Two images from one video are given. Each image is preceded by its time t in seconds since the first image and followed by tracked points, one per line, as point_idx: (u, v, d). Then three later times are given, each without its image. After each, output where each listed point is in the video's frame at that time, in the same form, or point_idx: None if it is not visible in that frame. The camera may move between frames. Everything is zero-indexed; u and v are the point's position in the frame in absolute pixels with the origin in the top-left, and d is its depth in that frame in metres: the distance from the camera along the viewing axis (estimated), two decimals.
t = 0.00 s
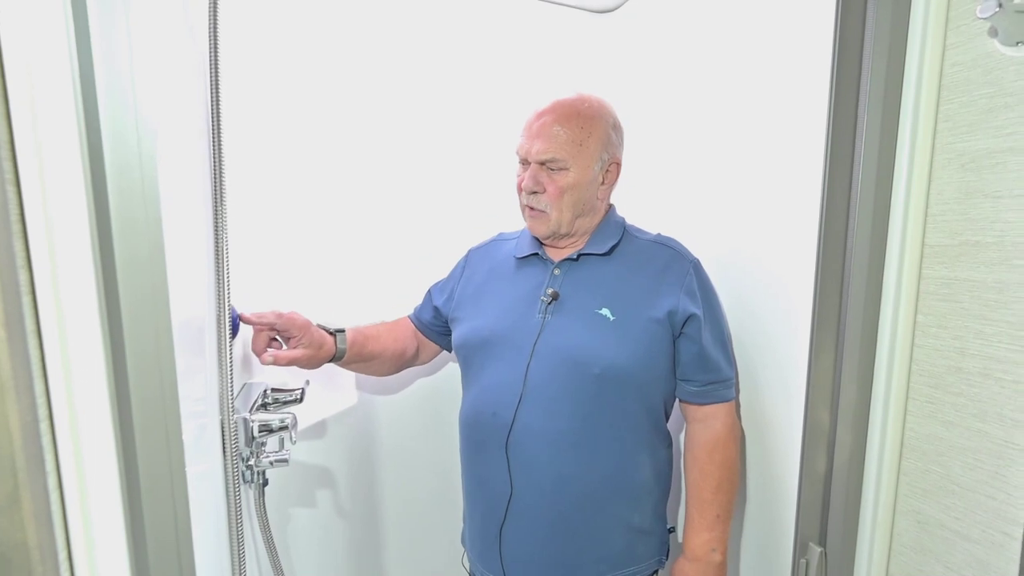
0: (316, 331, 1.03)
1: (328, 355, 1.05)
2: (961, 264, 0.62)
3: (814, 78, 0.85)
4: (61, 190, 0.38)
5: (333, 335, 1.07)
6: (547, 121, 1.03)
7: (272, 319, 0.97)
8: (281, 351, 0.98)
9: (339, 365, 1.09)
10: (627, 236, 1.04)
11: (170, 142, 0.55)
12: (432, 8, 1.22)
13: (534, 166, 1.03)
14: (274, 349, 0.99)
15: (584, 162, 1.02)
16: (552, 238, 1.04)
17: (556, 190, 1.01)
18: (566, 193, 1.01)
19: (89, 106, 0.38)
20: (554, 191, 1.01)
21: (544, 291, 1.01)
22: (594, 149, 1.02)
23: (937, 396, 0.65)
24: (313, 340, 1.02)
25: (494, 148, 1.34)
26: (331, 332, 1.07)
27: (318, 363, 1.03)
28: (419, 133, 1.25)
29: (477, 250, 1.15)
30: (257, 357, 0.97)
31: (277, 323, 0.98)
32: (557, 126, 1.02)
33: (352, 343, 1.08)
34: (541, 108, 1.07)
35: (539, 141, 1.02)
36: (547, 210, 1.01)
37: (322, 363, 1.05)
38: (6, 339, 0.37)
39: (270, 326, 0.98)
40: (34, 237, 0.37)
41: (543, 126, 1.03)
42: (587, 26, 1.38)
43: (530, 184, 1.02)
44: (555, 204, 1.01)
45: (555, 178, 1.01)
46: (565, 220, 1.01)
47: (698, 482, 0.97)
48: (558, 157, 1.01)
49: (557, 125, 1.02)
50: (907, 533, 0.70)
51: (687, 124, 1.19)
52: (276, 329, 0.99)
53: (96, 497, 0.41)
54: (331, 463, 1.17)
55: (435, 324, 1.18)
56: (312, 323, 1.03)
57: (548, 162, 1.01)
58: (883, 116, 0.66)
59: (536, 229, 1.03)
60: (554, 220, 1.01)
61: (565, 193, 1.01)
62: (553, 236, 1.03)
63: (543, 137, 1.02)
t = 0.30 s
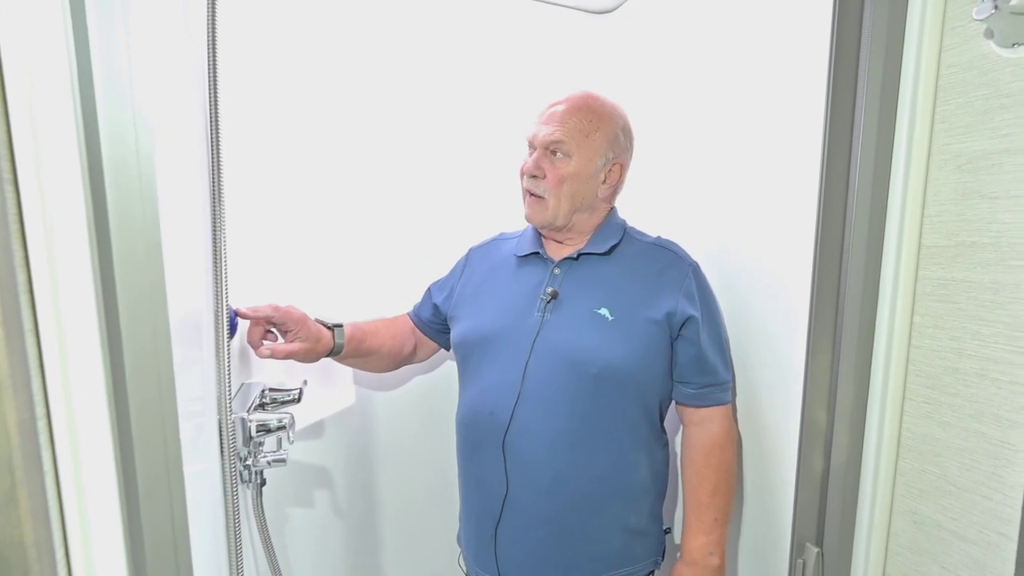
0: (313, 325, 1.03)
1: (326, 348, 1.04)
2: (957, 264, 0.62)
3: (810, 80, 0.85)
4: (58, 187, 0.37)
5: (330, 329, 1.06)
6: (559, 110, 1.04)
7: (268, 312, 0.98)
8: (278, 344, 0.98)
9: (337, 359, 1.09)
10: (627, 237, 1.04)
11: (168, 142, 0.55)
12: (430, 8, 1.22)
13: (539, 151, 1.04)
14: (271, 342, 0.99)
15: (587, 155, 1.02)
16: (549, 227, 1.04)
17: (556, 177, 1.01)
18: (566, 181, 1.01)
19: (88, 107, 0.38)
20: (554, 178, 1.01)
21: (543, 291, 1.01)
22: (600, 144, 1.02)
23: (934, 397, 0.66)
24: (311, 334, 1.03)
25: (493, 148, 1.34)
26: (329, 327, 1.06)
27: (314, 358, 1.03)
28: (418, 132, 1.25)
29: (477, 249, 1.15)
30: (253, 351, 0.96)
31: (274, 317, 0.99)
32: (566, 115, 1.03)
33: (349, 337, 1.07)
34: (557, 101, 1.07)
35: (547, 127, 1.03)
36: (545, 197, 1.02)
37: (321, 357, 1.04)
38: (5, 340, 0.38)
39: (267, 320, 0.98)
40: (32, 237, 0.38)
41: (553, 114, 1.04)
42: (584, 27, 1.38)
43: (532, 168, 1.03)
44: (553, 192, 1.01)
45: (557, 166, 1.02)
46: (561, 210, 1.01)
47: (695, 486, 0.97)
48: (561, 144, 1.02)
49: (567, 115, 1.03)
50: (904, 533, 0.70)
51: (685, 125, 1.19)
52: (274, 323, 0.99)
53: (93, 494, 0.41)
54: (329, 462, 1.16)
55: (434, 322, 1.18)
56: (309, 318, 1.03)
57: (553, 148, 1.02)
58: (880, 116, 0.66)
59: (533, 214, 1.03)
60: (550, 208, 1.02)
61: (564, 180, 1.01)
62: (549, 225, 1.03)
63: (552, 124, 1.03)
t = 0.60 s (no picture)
0: (314, 321, 1.04)
1: (327, 345, 1.06)
2: (955, 265, 0.62)
3: (809, 81, 0.85)
4: (56, 187, 0.37)
5: (331, 326, 1.07)
6: (563, 118, 1.04)
7: (269, 308, 0.98)
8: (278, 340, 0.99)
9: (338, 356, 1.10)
10: (631, 241, 1.04)
11: (167, 143, 0.55)
12: (429, 9, 1.22)
13: (546, 161, 1.04)
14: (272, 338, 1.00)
15: (594, 162, 1.02)
16: (556, 234, 1.04)
17: (565, 186, 1.01)
18: (574, 190, 1.01)
19: (86, 108, 0.38)
20: (562, 186, 1.01)
21: (546, 291, 1.01)
22: (606, 151, 1.03)
23: (932, 398, 0.66)
24: (311, 331, 1.03)
25: (492, 149, 1.34)
26: (330, 323, 1.07)
27: (315, 355, 1.04)
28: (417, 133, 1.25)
29: (481, 249, 1.15)
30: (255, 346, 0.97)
31: (274, 314, 0.99)
32: (572, 124, 1.03)
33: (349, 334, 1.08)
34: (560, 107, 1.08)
35: (553, 137, 1.03)
36: (553, 206, 1.01)
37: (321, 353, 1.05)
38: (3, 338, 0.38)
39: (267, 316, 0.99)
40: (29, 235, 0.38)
41: (558, 123, 1.04)
42: (583, 28, 1.38)
43: (540, 178, 1.03)
44: (562, 201, 1.01)
45: (565, 174, 1.02)
46: (570, 218, 1.01)
47: (692, 487, 0.97)
48: (569, 153, 1.01)
49: (572, 123, 1.03)
50: (901, 534, 0.70)
51: (683, 126, 1.20)
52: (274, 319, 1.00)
53: (90, 494, 0.41)
54: (327, 463, 1.16)
55: (437, 321, 1.18)
56: (310, 314, 1.04)
57: (560, 157, 1.02)
58: (879, 117, 0.66)
59: (541, 223, 1.03)
60: (559, 216, 1.01)
61: (572, 189, 1.01)
62: (558, 233, 1.03)
63: (558, 133, 1.03)
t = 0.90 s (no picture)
0: (327, 313, 1.04)
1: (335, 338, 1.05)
2: (954, 265, 0.62)
3: (806, 80, 0.85)
4: (54, 185, 0.37)
5: (340, 320, 1.06)
6: (562, 122, 1.02)
7: (294, 292, 0.97)
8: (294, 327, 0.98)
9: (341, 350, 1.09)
10: (626, 240, 1.04)
11: (165, 141, 0.55)
12: (427, 9, 1.22)
13: (551, 168, 1.02)
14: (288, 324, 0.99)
15: (599, 163, 1.02)
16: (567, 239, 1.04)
17: (575, 191, 1.01)
18: (584, 194, 1.01)
19: (83, 106, 0.38)
20: (573, 192, 1.01)
21: (544, 292, 1.01)
22: (607, 150, 1.03)
23: (931, 398, 0.66)
24: (324, 321, 1.03)
25: (490, 148, 1.34)
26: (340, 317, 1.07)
27: (322, 347, 1.03)
28: (416, 132, 1.25)
29: (477, 249, 1.15)
30: (268, 329, 0.96)
31: (296, 298, 0.98)
32: (572, 127, 1.02)
33: (358, 331, 1.08)
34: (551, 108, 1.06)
35: (557, 142, 1.01)
36: (566, 212, 1.01)
37: (328, 345, 1.04)
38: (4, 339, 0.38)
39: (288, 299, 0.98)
40: (28, 232, 0.37)
41: (558, 127, 1.02)
42: (581, 28, 1.39)
43: (549, 186, 1.01)
44: (574, 207, 1.00)
45: (573, 180, 1.01)
46: (583, 222, 1.02)
47: (693, 486, 0.97)
48: (576, 157, 1.01)
49: (572, 126, 1.02)
50: (900, 534, 0.71)
51: (680, 125, 1.20)
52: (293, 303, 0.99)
53: (89, 494, 0.41)
54: (325, 463, 1.16)
55: (434, 322, 1.18)
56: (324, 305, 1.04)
57: (566, 163, 1.01)
58: (877, 118, 0.67)
59: (549, 229, 1.01)
60: (573, 222, 1.01)
61: (583, 194, 1.01)
62: (570, 238, 1.03)
63: (560, 138, 1.02)
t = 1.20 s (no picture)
0: (320, 287, 1.04)
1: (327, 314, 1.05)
2: (954, 265, 0.62)
3: (806, 80, 0.85)
4: (52, 185, 0.37)
5: (334, 298, 1.07)
6: (579, 118, 1.02)
7: (286, 260, 0.98)
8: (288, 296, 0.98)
9: (334, 331, 1.09)
10: (624, 239, 1.04)
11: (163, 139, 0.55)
12: (427, 8, 1.22)
13: (576, 164, 1.01)
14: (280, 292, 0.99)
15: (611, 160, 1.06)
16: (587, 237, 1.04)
17: (600, 186, 1.03)
18: (602, 192, 1.03)
19: (82, 107, 0.38)
20: (599, 187, 1.02)
21: (542, 292, 1.01)
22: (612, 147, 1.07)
23: (931, 398, 0.66)
24: (316, 295, 1.03)
25: (490, 148, 1.34)
26: (333, 296, 1.07)
27: (315, 321, 1.03)
28: (417, 132, 1.25)
29: (474, 247, 1.16)
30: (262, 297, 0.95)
31: (289, 266, 0.99)
32: (588, 124, 1.02)
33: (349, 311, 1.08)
34: (551, 106, 1.05)
35: (580, 138, 1.02)
36: (594, 208, 1.02)
37: (320, 321, 1.04)
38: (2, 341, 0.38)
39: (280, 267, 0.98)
40: (26, 232, 0.37)
41: (578, 123, 1.02)
42: (581, 28, 1.39)
43: (579, 182, 1.01)
44: (601, 202, 1.02)
45: (596, 175, 1.03)
46: (605, 217, 1.04)
47: (693, 481, 0.97)
48: (598, 153, 1.03)
49: (588, 123, 1.02)
50: (900, 534, 0.70)
51: (679, 125, 1.20)
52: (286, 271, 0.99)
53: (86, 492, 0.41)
54: (323, 462, 1.16)
55: (428, 315, 1.18)
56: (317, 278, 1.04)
57: (590, 159, 1.02)
58: (877, 118, 0.67)
59: (580, 229, 1.01)
60: (600, 217, 1.03)
61: (602, 192, 1.03)
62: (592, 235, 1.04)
63: (581, 134, 1.02)
